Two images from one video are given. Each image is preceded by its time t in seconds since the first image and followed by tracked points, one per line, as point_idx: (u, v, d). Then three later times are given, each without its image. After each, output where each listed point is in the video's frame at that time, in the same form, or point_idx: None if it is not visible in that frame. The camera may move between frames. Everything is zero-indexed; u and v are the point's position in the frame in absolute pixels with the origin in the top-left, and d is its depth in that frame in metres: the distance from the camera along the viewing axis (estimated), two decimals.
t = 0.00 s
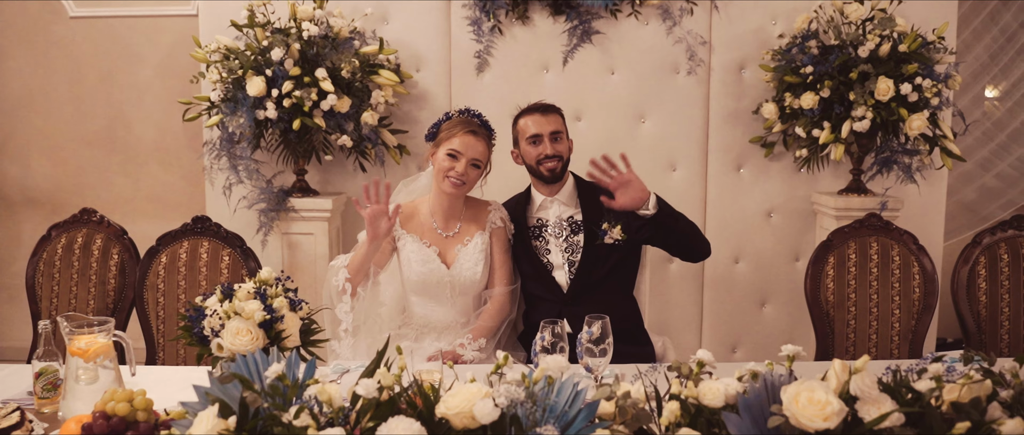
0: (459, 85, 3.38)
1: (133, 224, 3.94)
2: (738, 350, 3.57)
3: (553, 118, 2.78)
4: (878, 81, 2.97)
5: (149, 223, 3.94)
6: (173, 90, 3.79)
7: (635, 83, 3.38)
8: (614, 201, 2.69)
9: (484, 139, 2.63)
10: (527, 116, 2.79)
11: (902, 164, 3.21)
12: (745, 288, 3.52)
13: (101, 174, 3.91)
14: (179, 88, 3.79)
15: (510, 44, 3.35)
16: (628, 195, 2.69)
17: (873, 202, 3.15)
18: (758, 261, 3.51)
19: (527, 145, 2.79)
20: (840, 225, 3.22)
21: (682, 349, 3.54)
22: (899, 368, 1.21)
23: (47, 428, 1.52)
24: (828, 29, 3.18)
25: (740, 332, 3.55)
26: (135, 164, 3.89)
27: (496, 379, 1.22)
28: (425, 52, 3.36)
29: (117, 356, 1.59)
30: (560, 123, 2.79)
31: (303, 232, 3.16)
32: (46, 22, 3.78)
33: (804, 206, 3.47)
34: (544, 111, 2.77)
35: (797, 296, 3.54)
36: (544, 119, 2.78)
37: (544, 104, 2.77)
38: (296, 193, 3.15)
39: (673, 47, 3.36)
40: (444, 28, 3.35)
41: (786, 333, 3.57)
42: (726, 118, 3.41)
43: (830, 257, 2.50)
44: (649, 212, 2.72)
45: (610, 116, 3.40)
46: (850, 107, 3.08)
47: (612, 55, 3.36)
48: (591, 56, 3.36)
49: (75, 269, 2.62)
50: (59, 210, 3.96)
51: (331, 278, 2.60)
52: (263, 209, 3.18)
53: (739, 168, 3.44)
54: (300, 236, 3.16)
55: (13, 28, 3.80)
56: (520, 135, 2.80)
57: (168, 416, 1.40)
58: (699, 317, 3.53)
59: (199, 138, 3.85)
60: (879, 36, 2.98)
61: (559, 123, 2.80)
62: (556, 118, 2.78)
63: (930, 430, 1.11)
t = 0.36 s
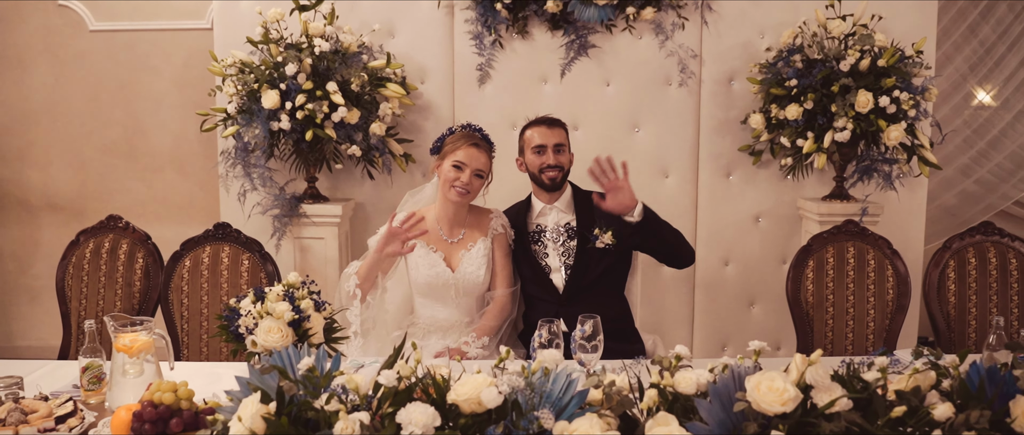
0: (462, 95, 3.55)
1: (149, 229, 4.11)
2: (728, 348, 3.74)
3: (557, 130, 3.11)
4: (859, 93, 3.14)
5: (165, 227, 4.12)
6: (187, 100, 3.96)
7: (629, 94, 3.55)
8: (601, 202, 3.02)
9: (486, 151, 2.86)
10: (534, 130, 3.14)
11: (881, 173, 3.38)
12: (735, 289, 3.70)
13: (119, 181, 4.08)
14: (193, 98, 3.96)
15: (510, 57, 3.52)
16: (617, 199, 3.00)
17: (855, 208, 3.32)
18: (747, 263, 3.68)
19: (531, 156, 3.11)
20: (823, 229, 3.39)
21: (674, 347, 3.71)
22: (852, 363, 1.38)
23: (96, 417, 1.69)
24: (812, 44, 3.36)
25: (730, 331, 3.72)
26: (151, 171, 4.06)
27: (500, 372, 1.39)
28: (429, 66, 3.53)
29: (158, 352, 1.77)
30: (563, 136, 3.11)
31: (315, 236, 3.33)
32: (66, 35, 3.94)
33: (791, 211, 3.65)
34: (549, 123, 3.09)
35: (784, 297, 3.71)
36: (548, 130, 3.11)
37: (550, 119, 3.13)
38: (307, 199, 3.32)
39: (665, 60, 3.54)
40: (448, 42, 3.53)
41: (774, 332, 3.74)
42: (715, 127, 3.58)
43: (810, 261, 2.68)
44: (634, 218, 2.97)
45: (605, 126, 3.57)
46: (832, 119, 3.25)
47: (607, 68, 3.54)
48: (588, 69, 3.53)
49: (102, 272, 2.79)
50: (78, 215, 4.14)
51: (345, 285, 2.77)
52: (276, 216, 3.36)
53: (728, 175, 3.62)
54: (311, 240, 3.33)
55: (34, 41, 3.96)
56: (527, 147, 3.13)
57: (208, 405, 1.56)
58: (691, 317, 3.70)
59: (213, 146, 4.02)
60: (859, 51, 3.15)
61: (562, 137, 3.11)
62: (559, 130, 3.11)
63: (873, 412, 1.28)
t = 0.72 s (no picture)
0: (460, 107, 3.74)
1: (160, 234, 4.30)
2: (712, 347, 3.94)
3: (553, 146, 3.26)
4: (834, 107, 3.32)
5: (176, 232, 4.31)
6: (199, 111, 4.16)
7: (619, 106, 3.74)
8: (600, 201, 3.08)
9: (481, 165, 3.05)
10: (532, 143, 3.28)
11: (856, 182, 3.58)
12: (719, 292, 3.89)
13: (133, 187, 4.27)
14: (204, 109, 4.15)
15: (506, 71, 3.71)
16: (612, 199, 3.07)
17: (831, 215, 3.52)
18: (731, 267, 3.88)
19: (527, 167, 3.26)
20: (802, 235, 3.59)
21: (662, 346, 3.90)
22: (802, 356, 1.57)
23: (131, 408, 1.88)
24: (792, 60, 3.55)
25: (714, 331, 3.92)
26: (163, 179, 4.25)
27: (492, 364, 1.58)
28: (430, 80, 3.73)
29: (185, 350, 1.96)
30: (559, 152, 3.26)
31: (321, 241, 3.52)
32: (83, 49, 4.14)
33: (772, 217, 3.84)
34: (547, 140, 3.24)
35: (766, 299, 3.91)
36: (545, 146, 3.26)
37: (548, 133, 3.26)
38: (313, 206, 3.51)
39: (653, 74, 3.73)
40: (447, 57, 3.72)
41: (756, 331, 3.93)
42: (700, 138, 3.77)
43: (785, 266, 2.87)
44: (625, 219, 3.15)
45: (596, 137, 3.76)
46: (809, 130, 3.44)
47: (598, 82, 3.73)
48: (580, 83, 3.73)
49: (124, 276, 2.98)
50: (93, 220, 4.33)
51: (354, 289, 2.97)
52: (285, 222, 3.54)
53: (713, 182, 3.81)
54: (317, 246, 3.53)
55: (52, 54, 4.15)
56: (524, 158, 3.28)
57: (234, 395, 1.75)
58: (677, 318, 3.89)
59: (222, 155, 4.22)
60: (834, 68, 3.35)
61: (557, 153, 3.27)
62: (555, 147, 3.25)
63: (815, 401, 1.47)
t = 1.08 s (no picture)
0: (462, 116, 3.94)
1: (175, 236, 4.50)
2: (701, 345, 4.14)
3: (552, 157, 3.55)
4: (816, 117, 3.51)
5: (190, 234, 4.51)
6: (213, 118, 4.36)
7: (613, 114, 3.94)
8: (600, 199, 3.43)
9: (483, 172, 3.28)
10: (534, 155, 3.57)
11: (835, 186, 3.80)
12: (708, 292, 4.09)
13: (149, 191, 4.48)
14: (219, 116, 4.35)
15: (506, 81, 3.91)
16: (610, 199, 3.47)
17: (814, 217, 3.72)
18: (719, 268, 4.08)
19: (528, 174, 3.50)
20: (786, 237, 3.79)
21: (653, 344, 4.10)
22: (768, 347, 1.77)
23: (167, 395, 2.08)
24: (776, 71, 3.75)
25: (703, 329, 4.12)
26: (178, 183, 4.46)
27: (493, 354, 1.78)
28: (434, 90, 3.93)
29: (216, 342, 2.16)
30: (558, 162, 3.51)
31: (330, 243, 3.73)
32: (103, 59, 4.34)
33: (759, 220, 4.04)
34: (547, 149, 3.48)
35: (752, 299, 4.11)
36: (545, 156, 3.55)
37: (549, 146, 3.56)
38: (323, 209, 3.72)
39: (645, 84, 3.93)
40: (450, 68, 3.92)
41: (743, 329, 4.14)
42: (690, 145, 3.97)
43: (766, 266, 3.07)
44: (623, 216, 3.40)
45: (591, 144, 3.96)
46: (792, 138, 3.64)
47: (593, 91, 3.93)
48: (575, 92, 3.93)
49: (147, 276, 3.18)
50: (110, 222, 4.53)
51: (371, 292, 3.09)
52: (297, 225, 3.76)
53: (703, 187, 4.01)
54: (327, 247, 3.73)
55: (72, 64, 4.35)
56: (525, 166, 3.52)
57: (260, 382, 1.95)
58: (668, 316, 4.10)
59: (235, 160, 4.42)
60: (816, 79, 3.54)
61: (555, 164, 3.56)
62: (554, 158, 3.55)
63: (777, 384, 1.67)
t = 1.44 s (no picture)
0: (466, 122, 4.14)
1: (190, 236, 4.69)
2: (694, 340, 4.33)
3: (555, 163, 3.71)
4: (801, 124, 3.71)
5: (204, 235, 4.70)
6: (228, 124, 4.55)
7: (610, 120, 4.14)
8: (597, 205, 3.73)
9: (487, 176, 3.47)
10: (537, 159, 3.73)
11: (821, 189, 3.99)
12: (700, 289, 4.29)
13: (166, 193, 4.67)
14: (233, 122, 4.55)
15: (507, 89, 4.11)
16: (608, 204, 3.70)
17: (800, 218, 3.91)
18: (711, 266, 4.28)
19: (531, 178, 3.69)
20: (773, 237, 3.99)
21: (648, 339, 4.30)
22: (746, 336, 1.97)
23: (200, 381, 2.28)
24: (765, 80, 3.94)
25: (695, 325, 4.31)
26: (194, 186, 4.65)
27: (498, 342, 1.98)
28: (439, 97, 4.12)
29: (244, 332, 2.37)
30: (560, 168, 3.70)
31: (341, 243, 3.93)
32: (121, 67, 4.53)
33: (749, 221, 4.24)
34: (550, 155, 3.67)
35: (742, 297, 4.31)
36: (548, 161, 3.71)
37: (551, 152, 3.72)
38: (334, 211, 3.92)
39: (641, 91, 4.13)
40: (454, 76, 4.12)
41: (735, 325, 4.33)
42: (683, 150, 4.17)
43: (753, 264, 3.27)
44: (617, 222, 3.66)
45: (589, 149, 4.16)
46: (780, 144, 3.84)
47: (591, 98, 4.13)
48: (574, 99, 4.12)
49: (170, 274, 3.37)
50: (128, 223, 4.72)
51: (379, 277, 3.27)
52: (309, 225, 3.96)
53: (696, 189, 4.20)
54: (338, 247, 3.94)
55: (92, 71, 4.55)
56: (529, 171, 3.70)
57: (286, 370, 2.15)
58: (662, 313, 4.29)
59: (248, 163, 4.61)
60: (801, 88, 3.74)
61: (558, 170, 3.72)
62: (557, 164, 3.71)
63: (754, 368, 1.87)
